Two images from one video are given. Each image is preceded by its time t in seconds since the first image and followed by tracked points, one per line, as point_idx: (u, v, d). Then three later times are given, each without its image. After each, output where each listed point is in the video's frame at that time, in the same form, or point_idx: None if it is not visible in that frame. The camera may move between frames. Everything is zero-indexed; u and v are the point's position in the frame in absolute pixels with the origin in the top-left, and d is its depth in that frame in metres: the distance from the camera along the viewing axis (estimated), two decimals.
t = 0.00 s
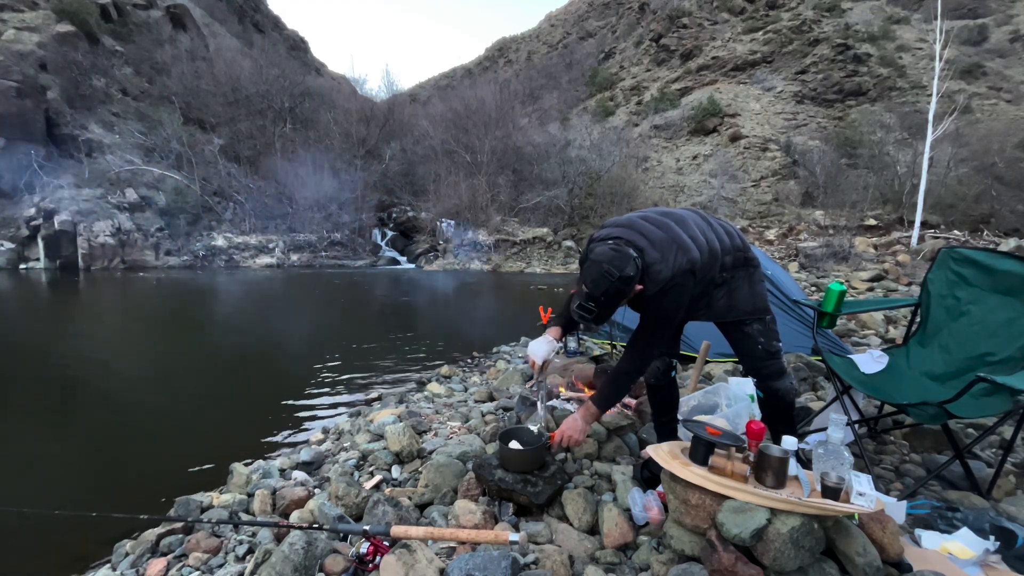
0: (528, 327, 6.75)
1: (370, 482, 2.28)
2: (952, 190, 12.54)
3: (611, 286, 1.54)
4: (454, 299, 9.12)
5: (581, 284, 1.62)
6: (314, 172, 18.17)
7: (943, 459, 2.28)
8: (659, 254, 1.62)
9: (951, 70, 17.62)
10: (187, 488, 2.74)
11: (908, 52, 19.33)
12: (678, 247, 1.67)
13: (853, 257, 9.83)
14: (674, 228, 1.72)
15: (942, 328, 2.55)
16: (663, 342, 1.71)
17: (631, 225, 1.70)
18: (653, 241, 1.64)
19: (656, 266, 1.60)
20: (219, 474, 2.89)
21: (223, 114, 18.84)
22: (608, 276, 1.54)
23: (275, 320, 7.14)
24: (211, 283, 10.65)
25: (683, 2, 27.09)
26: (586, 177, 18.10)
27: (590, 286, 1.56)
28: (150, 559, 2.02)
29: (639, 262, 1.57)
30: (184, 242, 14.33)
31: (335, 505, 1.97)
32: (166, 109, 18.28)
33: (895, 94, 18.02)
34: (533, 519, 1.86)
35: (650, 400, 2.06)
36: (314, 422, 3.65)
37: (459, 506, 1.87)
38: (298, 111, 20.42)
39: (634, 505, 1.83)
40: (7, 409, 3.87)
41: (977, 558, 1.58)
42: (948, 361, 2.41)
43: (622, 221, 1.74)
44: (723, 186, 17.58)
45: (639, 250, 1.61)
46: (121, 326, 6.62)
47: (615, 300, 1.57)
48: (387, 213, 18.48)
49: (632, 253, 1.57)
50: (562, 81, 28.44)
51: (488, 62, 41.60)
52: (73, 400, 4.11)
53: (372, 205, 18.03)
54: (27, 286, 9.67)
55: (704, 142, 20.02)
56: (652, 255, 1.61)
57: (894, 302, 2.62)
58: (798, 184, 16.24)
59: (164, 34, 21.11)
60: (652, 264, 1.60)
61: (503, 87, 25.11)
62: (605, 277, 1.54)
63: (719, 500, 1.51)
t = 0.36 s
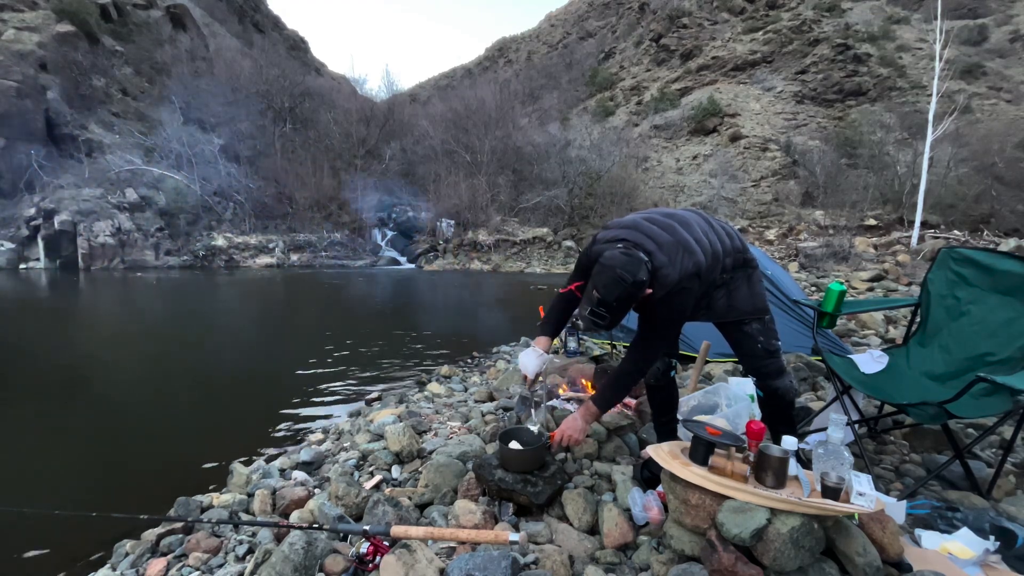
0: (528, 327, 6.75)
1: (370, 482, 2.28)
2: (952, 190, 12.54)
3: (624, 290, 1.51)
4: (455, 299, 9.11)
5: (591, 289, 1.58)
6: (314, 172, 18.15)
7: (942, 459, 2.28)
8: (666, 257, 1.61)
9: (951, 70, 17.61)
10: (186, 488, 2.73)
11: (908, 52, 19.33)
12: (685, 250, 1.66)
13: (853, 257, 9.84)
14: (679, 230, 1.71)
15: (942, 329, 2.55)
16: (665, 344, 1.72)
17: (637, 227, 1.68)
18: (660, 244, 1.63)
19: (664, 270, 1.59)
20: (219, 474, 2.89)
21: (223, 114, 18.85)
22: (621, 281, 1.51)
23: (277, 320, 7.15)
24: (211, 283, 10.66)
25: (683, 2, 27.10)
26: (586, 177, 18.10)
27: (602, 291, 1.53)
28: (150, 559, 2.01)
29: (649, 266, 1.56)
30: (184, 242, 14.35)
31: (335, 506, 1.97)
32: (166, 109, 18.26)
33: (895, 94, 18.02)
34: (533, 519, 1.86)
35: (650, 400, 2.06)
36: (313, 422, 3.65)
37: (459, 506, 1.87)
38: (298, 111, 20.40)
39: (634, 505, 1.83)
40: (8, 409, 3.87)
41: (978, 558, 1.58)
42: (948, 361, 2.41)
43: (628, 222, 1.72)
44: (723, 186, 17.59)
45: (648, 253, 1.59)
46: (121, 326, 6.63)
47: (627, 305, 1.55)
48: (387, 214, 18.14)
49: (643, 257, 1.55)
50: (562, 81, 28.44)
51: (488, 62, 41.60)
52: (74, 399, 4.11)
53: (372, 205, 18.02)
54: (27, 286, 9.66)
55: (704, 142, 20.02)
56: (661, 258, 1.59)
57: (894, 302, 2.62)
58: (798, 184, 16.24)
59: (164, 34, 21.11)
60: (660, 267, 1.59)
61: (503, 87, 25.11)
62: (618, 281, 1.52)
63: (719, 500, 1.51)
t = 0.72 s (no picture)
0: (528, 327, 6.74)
1: (370, 482, 2.28)
2: (952, 190, 12.54)
3: (623, 292, 1.51)
4: (454, 300, 9.10)
5: (590, 290, 1.58)
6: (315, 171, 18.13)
7: (943, 459, 2.27)
8: (666, 258, 1.61)
9: (951, 70, 17.61)
10: (186, 489, 2.73)
11: (908, 52, 19.33)
12: (683, 251, 1.66)
13: (853, 257, 9.84)
14: (678, 232, 1.71)
15: (942, 329, 2.55)
16: (666, 345, 1.72)
17: (636, 228, 1.68)
18: (658, 245, 1.63)
19: (663, 270, 1.59)
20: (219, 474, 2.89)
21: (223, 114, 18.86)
22: (620, 282, 1.51)
23: (278, 320, 7.16)
24: (212, 283, 10.66)
25: (683, 2, 27.10)
26: (586, 177, 18.11)
27: (601, 294, 1.52)
28: (150, 559, 2.01)
29: (648, 268, 1.56)
30: (184, 242, 14.35)
31: (335, 506, 1.97)
32: (166, 109, 18.26)
33: (895, 94, 18.02)
34: (533, 519, 1.86)
35: (650, 400, 2.06)
36: (314, 422, 3.65)
37: (459, 506, 1.87)
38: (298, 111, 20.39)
39: (635, 505, 1.83)
40: (9, 409, 3.87)
41: (978, 557, 1.58)
42: (948, 361, 2.41)
43: (626, 224, 1.71)
44: (723, 186, 17.60)
45: (647, 254, 1.59)
46: (122, 326, 6.62)
47: (626, 306, 1.55)
48: (387, 213, 18.29)
49: (641, 259, 1.55)
50: (562, 81, 28.44)
51: (488, 62, 41.59)
52: (74, 399, 4.11)
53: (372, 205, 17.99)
54: (27, 286, 9.65)
55: (704, 142, 20.02)
56: (659, 259, 1.59)
57: (894, 302, 2.62)
58: (798, 184, 16.24)
59: (164, 34, 21.11)
60: (659, 267, 1.58)
61: (503, 87, 25.12)
62: (618, 283, 1.51)
63: (718, 500, 1.51)
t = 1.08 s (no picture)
0: (526, 327, 6.72)
1: (370, 482, 2.28)
2: (952, 190, 12.54)
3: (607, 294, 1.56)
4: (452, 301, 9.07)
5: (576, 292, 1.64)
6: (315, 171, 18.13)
7: (942, 458, 2.27)
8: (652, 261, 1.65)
9: (952, 70, 17.60)
10: (186, 489, 2.73)
11: (908, 52, 19.33)
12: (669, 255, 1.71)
13: (852, 257, 9.84)
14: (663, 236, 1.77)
15: (942, 328, 2.55)
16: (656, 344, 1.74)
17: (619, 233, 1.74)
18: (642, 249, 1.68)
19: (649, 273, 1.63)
20: (219, 474, 2.88)
21: (223, 114, 18.88)
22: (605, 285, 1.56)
23: (278, 319, 7.16)
24: (212, 283, 10.65)
25: (683, 2, 27.08)
26: (586, 177, 18.12)
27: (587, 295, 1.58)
28: (150, 559, 2.01)
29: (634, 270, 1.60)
30: (183, 242, 14.35)
31: (335, 505, 1.97)
32: (166, 109, 18.24)
33: (895, 94, 18.02)
34: (533, 519, 1.87)
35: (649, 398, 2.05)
36: (314, 421, 3.65)
37: (459, 506, 1.87)
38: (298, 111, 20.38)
39: (634, 504, 1.82)
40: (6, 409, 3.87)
41: (977, 557, 1.58)
42: (948, 361, 2.40)
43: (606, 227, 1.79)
44: (723, 186, 17.60)
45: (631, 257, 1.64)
46: (121, 326, 6.61)
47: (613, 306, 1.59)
48: (387, 213, 18.30)
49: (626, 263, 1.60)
50: (562, 81, 28.43)
51: (488, 62, 41.57)
52: (73, 400, 4.11)
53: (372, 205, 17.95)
54: (27, 286, 9.63)
55: (704, 142, 20.01)
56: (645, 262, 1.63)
57: (894, 301, 2.63)
58: (798, 184, 16.23)
59: (164, 34, 21.11)
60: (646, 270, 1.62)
61: (503, 87, 25.11)
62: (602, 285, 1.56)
63: (719, 500, 1.51)
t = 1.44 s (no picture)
0: (525, 327, 6.71)
1: (370, 483, 2.28)
2: (952, 190, 12.55)
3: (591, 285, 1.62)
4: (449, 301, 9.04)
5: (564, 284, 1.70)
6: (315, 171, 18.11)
7: (942, 458, 2.27)
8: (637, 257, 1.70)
9: (951, 70, 17.60)
10: (185, 489, 2.73)
11: (908, 52, 19.33)
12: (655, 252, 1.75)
13: (852, 257, 9.85)
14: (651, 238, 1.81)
15: (942, 328, 2.55)
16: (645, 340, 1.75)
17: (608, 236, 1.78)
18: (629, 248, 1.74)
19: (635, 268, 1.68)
20: (219, 474, 2.88)
21: (223, 114, 18.86)
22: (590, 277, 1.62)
23: (280, 320, 7.16)
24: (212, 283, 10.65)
25: (683, 2, 27.07)
26: (585, 177, 18.16)
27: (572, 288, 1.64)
28: (150, 560, 2.01)
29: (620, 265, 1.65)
30: (183, 242, 14.37)
31: (335, 506, 1.97)
32: (166, 109, 18.22)
33: (895, 94, 18.02)
34: (533, 519, 1.87)
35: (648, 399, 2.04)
36: (313, 422, 3.64)
37: (459, 507, 1.87)
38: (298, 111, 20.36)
39: (634, 504, 1.82)
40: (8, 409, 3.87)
41: (977, 557, 1.58)
42: (948, 361, 2.40)
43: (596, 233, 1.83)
44: (723, 186, 17.61)
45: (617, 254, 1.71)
46: (119, 326, 6.60)
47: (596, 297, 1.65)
48: (387, 213, 18.31)
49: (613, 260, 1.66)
50: (562, 81, 28.43)
51: (488, 62, 41.55)
52: (72, 400, 4.10)
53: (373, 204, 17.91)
54: (27, 286, 9.62)
55: (704, 142, 20.01)
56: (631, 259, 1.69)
57: (894, 301, 2.62)
58: (798, 184, 16.24)
59: (164, 34, 21.11)
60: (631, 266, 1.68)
61: (503, 87, 25.10)
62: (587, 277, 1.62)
63: (719, 500, 1.51)
